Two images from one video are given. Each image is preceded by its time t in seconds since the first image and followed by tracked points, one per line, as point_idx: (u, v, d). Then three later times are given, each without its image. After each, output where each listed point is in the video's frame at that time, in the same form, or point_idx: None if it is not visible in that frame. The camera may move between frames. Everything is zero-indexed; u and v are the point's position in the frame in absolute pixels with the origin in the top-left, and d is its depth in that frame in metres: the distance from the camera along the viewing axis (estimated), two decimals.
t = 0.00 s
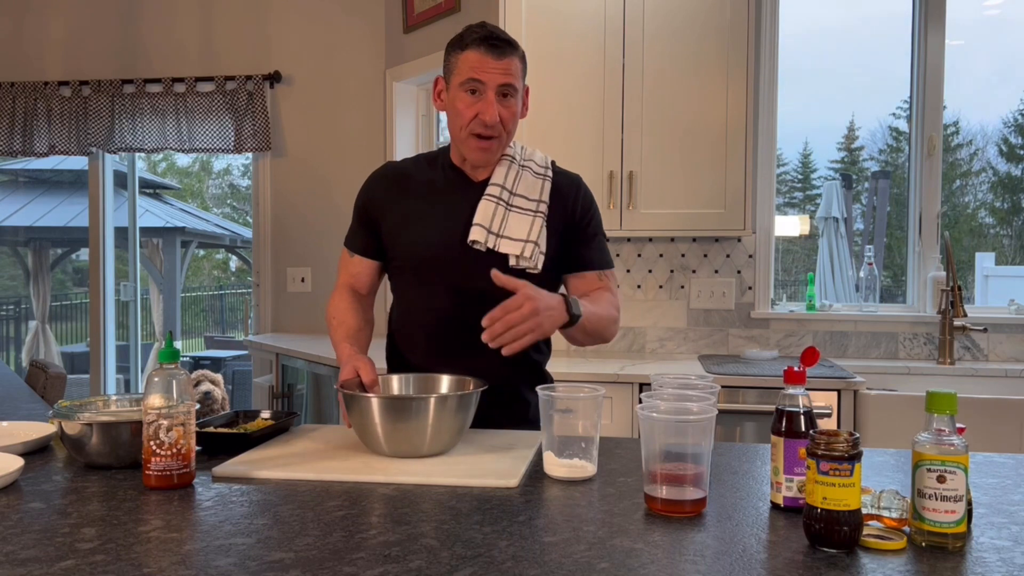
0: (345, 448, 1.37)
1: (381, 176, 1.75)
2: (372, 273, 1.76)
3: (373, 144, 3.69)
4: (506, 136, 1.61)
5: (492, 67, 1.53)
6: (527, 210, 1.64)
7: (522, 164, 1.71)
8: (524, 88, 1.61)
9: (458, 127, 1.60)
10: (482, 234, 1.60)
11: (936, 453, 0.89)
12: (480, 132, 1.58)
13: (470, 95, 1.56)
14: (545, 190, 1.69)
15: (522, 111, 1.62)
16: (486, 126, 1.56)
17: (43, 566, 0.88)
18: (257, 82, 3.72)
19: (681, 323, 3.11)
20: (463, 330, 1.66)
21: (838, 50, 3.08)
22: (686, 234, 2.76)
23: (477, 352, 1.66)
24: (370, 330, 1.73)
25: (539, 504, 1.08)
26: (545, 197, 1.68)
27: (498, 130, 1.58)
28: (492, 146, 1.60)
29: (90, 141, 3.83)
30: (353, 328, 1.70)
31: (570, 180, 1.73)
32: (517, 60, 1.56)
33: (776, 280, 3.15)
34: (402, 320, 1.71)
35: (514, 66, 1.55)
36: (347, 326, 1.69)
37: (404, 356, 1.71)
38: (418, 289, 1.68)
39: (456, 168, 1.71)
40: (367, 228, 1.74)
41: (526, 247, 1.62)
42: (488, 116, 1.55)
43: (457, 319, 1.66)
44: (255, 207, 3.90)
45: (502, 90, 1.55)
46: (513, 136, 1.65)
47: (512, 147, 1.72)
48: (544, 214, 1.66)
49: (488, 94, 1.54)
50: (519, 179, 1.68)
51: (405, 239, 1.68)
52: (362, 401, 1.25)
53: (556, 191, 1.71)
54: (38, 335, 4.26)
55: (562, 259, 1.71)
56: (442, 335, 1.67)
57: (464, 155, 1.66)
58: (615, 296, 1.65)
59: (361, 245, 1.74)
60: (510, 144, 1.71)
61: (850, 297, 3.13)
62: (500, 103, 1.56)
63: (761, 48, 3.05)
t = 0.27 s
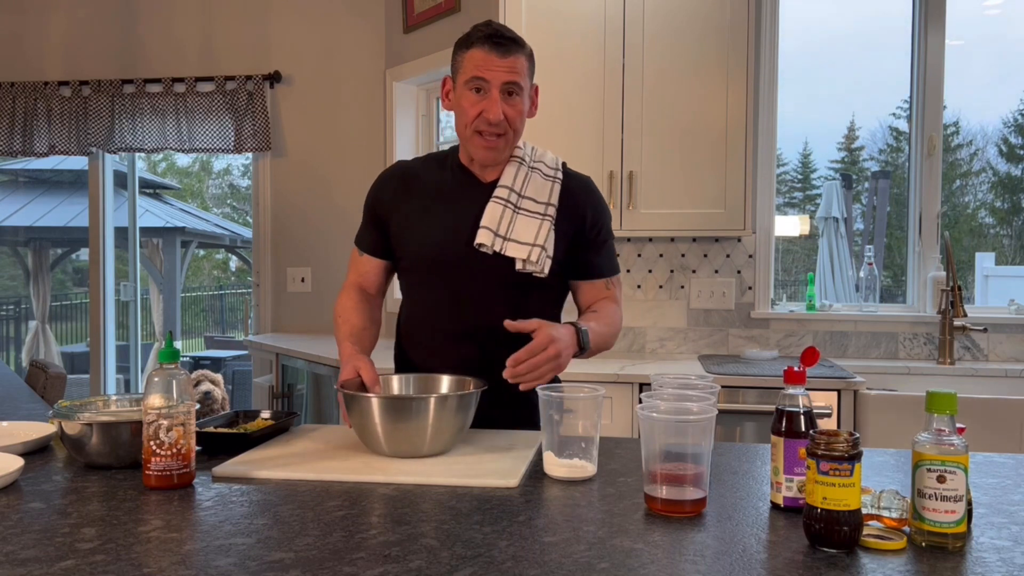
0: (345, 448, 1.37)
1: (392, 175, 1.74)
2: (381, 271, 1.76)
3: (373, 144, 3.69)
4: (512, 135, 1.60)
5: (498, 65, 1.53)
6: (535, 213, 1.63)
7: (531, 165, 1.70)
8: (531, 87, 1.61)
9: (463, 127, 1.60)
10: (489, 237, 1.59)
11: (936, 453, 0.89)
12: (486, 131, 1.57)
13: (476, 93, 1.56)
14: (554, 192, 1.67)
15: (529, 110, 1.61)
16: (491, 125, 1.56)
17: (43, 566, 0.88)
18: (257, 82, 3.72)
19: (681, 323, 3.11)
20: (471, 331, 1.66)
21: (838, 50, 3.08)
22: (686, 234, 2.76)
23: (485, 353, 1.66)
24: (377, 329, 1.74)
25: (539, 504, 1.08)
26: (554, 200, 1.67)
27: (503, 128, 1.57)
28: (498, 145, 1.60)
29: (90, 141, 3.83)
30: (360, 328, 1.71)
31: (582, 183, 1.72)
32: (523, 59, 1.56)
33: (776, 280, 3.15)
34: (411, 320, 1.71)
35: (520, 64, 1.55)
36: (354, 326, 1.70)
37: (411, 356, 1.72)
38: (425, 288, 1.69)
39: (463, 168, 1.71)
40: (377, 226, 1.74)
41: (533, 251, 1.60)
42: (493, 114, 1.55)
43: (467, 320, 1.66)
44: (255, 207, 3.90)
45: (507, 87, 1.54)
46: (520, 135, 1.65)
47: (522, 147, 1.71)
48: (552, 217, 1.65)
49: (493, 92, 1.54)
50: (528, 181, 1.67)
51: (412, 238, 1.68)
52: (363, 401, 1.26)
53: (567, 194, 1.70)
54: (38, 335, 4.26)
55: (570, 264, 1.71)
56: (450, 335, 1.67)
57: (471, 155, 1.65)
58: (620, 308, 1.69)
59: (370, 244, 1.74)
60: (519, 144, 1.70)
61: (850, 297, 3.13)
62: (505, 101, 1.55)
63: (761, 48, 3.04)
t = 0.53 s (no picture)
0: (345, 448, 1.37)
1: (408, 174, 1.75)
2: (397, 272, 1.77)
3: (373, 144, 3.69)
4: (531, 133, 1.61)
5: (519, 62, 1.54)
6: (551, 214, 1.64)
7: (548, 165, 1.70)
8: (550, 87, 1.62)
9: (482, 124, 1.60)
10: (506, 237, 1.59)
11: (936, 453, 0.89)
12: (505, 127, 1.57)
13: (496, 90, 1.56)
14: (570, 193, 1.67)
15: (548, 110, 1.62)
16: (510, 122, 1.56)
17: (43, 566, 0.88)
18: (257, 82, 3.72)
19: (681, 323, 3.11)
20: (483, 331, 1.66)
21: (838, 50, 3.08)
22: (686, 234, 2.76)
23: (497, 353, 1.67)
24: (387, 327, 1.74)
25: (539, 504, 1.08)
26: (570, 201, 1.67)
27: (522, 126, 1.58)
28: (516, 143, 1.60)
29: (90, 141, 3.83)
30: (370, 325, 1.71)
31: (597, 184, 1.72)
32: (544, 57, 1.57)
33: (776, 280, 3.15)
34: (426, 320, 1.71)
35: (541, 63, 1.56)
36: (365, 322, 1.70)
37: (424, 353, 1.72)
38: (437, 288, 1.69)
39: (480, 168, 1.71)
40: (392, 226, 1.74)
41: (549, 252, 1.61)
42: (513, 110, 1.55)
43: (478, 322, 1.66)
44: (255, 207, 3.90)
45: (528, 85, 1.55)
46: (538, 135, 1.65)
47: (538, 148, 1.71)
48: (569, 218, 1.65)
49: (513, 89, 1.55)
50: (545, 182, 1.67)
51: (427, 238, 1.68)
52: (363, 401, 1.26)
53: (583, 196, 1.70)
54: (38, 335, 4.26)
55: (585, 266, 1.71)
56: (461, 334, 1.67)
57: (489, 153, 1.65)
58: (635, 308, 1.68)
59: (384, 244, 1.74)
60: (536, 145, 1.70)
61: (850, 297, 3.13)
62: (525, 99, 1.56)
63: (761, 48, 3.04)
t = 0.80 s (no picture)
0: (345, 449, 1.37)
1: (422, 173, 1.75)
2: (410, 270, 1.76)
3: (373, 144, 3.69)
4: (546, 134, 1.61)
5: (537, 62, 1.55)
6: (566, 215, 1.65)
7: (562, 167, 1.70)
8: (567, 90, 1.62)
9: (498, 122, 1.61)
10: (520, 237, 1.59)
11: (936, 453, 0.89)
12: (521, 126, 1.58)
13: (513, 88, 1.57)
14: (584, 195, 1.68)
15: (564, 112, 1.62)
16: (526, 120, 1.57)
17: (43, 566, 0.88)
18: (257, 82, 3.72)
19: (681, 323, 3.11)
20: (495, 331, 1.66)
21: (837, 51, 3.09)
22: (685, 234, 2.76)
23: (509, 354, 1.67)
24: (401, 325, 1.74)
25: (539, 504, 1.08)
26: (584, 202, 1.68)
27: (538, 126, 1.58)
28: (531, 142, 1.60)
29: (90, 141, 3.83)
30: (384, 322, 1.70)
31: (611, 185, 1.73)
32: (562, 59, 1.57)
33: (776, 280, 3.15)
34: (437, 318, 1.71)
35: (560, 64, 1.57)
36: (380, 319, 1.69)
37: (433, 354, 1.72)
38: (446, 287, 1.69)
39: (495, 168, 1.71)
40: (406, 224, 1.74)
41: (564, 253, 1.62)
42: (529, 109, 1.55)
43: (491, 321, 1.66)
44: (255, 207, 3.90)
45: (545, 85, 1.56)
46: (553, 137, 1.65)
47: (552, 149, 1.71)
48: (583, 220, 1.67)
49: (530, 88, 1.55)
50: (559, 183, 1.67)
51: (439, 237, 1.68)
52: (362, 401, 1.26)
53: (598, 197, 1.71)
54: (38, 335, 4.26)
55: (599, 265, 1.72)
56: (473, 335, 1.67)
57: (503, 152, 1.65)
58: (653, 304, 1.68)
59: (399, 243, 1.74)
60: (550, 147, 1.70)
61: (851, 297, 3.13)
62: (542, 98, 1.56)
63: (761, 48, 3.04)
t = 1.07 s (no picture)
0: (345, 449, 1.37)
1: (434, 172, 1.75)
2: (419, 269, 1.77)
3: (373, 145, 3.69)
4: (556, 140, 1.61)
5: (547, 70, 1.54)
6: (575, 217, 1.64)
7: (572, 168, 1.69)
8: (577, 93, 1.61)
9: (508, 128, 1.61)
10: (529, 238, 1.58)
11: (936, 453, 0.89)
12: (530, 134, 1.58)
13: (523, 97, 1.56)
14: (594, 196, 1.68)
15: (574, 117, 1.62)
16: (536, 129, 1.57)
17: (43, 566, 0.88)
18: (257, 82, 3.72)
19: (681, 323, 3.11)
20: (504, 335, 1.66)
21: (837, 51, 3.09)
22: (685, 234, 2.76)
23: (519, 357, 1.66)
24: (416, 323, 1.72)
25: (539, 504, 1.08)
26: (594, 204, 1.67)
27: (548, 134, 1.58)
28: (541, 149, 1.61)
29: (90, 141, 3.83)
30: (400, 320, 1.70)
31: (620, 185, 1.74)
32: (572, 65, 1.56)
33: (776, 280, 3.15)
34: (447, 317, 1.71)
35: (570, 71, 1.56)
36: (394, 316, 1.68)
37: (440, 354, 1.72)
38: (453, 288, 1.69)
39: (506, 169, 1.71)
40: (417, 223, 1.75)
41: (572, 254, 1.60)
42: (539, 119, 1.55)
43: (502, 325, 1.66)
44: (255, 207, 3.90)
45: (555, 93, 1.55)
46: (564, 141, 1.65)
47: (563, 150, 1.71)
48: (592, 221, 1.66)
49: (540, 97, 1.55)
50: (569, 184, 1.66)
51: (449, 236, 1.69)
52: (362, 400, 1.25)
53: (605, 198, 1.72)
54: (38, 335, 4.26)
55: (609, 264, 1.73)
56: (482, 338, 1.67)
57: (514, 157, 1.66)
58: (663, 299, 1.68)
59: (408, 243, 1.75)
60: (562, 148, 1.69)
61: (851, 297, 3.13)
62: (552, 107, 1.56)
63: (761, 48, 3.04)
